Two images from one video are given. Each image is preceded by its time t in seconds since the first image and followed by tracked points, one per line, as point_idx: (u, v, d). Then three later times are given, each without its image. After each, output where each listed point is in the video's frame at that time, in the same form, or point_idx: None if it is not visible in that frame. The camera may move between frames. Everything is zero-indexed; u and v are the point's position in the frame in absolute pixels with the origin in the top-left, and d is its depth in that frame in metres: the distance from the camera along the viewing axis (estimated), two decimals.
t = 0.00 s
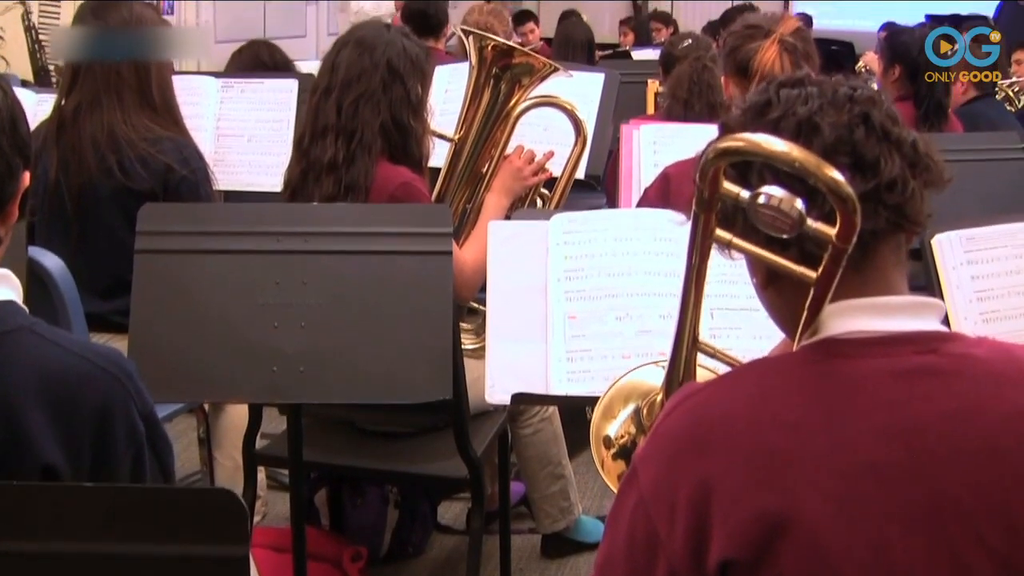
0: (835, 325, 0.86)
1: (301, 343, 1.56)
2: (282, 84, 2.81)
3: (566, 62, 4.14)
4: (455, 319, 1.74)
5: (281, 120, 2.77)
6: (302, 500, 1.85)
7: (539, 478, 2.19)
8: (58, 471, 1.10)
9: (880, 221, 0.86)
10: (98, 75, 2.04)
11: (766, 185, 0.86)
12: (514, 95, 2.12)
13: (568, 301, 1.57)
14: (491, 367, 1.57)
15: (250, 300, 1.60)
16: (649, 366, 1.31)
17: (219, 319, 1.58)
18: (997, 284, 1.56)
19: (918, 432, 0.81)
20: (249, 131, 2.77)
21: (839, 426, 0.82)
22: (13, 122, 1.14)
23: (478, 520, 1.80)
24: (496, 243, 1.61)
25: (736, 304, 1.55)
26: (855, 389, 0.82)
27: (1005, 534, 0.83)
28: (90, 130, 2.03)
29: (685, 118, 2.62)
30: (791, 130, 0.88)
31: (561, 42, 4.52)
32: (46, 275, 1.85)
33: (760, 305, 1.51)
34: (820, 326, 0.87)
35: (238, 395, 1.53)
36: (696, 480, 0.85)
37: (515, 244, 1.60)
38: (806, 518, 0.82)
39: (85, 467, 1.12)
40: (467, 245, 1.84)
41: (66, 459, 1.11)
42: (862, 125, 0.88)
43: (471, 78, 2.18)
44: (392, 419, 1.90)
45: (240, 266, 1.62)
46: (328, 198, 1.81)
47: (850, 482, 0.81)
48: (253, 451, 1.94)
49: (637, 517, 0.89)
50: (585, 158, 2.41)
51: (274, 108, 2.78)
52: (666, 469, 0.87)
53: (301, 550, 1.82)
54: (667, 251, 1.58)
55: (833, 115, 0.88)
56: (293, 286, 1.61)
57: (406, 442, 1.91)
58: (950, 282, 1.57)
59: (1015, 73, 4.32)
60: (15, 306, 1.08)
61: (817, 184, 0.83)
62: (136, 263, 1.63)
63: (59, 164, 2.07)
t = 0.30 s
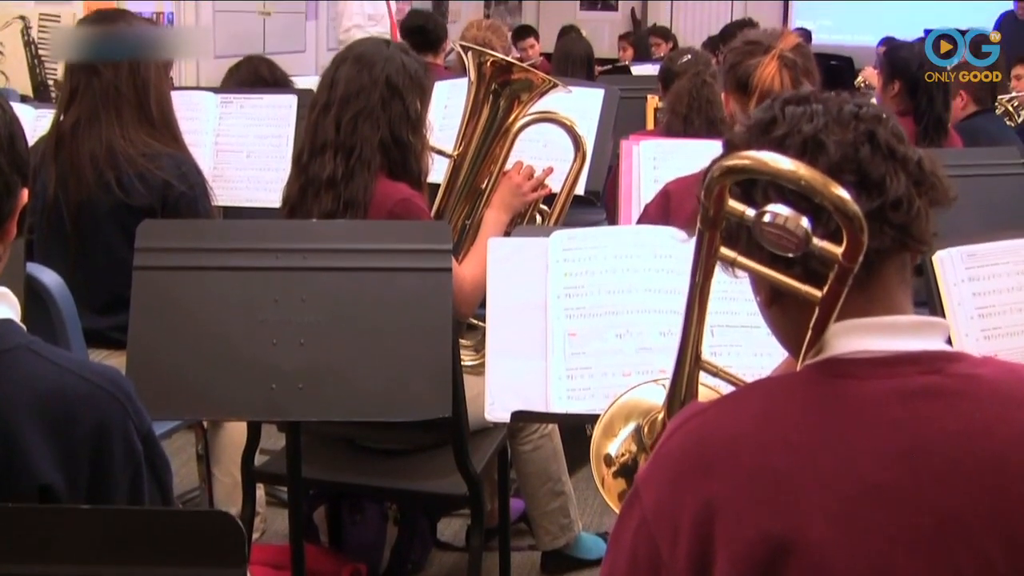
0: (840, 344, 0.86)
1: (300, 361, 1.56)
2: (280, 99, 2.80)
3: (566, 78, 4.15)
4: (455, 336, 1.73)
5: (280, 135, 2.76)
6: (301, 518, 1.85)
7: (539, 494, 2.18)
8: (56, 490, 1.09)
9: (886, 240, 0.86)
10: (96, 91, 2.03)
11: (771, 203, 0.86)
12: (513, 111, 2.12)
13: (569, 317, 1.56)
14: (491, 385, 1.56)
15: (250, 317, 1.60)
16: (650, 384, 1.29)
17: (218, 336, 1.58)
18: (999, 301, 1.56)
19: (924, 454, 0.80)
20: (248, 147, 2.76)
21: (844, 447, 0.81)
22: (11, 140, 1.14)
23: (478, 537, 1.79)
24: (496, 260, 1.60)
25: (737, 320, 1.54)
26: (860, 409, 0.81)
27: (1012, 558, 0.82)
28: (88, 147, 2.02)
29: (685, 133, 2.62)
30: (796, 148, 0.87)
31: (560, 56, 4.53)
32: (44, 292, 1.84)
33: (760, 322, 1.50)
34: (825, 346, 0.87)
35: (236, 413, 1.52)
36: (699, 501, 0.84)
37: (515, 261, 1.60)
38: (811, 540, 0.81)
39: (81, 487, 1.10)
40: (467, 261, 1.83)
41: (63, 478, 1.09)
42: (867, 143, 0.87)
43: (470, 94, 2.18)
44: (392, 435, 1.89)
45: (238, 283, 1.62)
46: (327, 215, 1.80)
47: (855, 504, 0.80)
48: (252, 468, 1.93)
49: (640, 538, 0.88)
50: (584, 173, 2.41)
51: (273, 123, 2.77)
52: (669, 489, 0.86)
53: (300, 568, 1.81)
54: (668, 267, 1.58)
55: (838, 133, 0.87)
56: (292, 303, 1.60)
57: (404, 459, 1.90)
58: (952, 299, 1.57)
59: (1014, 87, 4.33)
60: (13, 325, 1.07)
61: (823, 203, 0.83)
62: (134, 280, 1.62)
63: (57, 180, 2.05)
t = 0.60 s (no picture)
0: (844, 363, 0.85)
1: (299, 377, 1.55)
2: (280, 113, 2.79)
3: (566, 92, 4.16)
4: (455, 351, 1.73)
5: (280, 150, 2.76)
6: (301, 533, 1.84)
7: (539, 510, 2.17)
8: (54, 509, 1.05)
9: (889, 257, 0.85)
10: (96, 105, 2.02)
11: (775, 220, 0.85)
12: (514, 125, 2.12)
13: (569, 333, 1.55)
14: (490, 400, 1.55)
15: (249, 332, 1.59)
16: (650, 402, 1.28)
17: (217, 352, 1.57)
18: (1000, 316, 1.56)
19: (929, 473, 0.79)
20: (247, 161, 2.75)
21: (847, 467, 0.80)
22: (9, 156, 1.13)
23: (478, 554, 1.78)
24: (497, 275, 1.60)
25: (738, 336, 1.53)
26: (865, 429, 0.81)
27: None
28: (88, 161, 2.01)
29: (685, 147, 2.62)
30: (799, 165, 0.87)
31: (560, 70, 4.54)
32: (42, 306, 1.84)
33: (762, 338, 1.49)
34: (828, 364, 0.86)
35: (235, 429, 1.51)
36: (702, 521, 0.83)
37: (515, 277, 1.60)
38: (814, 561, 0.80)
39: (81, 506, 1.07)
40: (467, 275, 1.82)
41: (62, 496, 1.05)
42: (870, 160, 0.87)
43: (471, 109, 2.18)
44: (392, 451, 1.88)
45: (238, 299, 1.61)
46: (327, 230, 1.80)
47: (859, 525, 0.79)
48: (251, 484, 1.92)
49: (643, 559, 0.88)
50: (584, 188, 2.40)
51: (274, 138, 2.76)
52: (672, 509, 0.85)
53: None
54: (669, 283, 1.57)
55: (841, 150, 0.87)
56: (291, 318, 1.60)
57: (404, 474, 1.89)
58: (954, 315, 1.56)
59: (1014, 101, 4.33)
60: (8, 342, 1.04)
61: (827, 220, 0.82)
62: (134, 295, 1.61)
63: (55, 194, 2.03)
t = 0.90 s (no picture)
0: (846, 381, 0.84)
1: (298, 393, 1.55)
2: (280, 127, 2.77)
3: (566, 105, 4.16)
4: (455, 365, 1.72)
5: (279, 164, 2.74)
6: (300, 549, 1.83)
7: (539, 524, 2.16)
8: (51, 529, 1.03)
9: (891, 274, 0.85)
10: (95, 118, 2.01)
11: (776, 238, 0.84)
12: (515, 139, 2.12)
13: (570, 348, 1.55)
14: (491, 416, 1.55)
15: (248, 347, 1.59)
16: (651, 418, 1.28)
17: (216, 367, 1.57)
18: (1003, 331, 1.55)
19: (931, 492, 0.79)
20: (247, 175, 2.73)
21: (848, 488, 0.79)
22: (7, 170, 1.13)
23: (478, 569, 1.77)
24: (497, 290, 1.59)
25: (740, 351, 1.53)
26: (868, 447, 0.80)
27: None
28: (87, 174, 1.99)
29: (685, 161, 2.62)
30: (800, 182, 0.86)
31: (560, 83, 4.54)
32: (42, 320, 1.83)
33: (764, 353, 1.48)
34: (830, 382, 0.85)
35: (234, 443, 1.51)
36: (704, 540, 0.83)
37: (515, 295, 1.60)
38: None
39: (78, 525, 1.05)
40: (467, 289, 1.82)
41: (59, 513, 1.04)
42: (872, 176, 0.86)
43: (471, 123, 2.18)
44: (392, 466, 1.87)
45: (238, 314, 1.61)
46: (327, 244, 1.79)
47: (862, 543, 0.79)
48: (250, 499, 1.91)
49: None
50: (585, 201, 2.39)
51: (273, 151, 2.74)
52: (674, 529, 0.85)
53: None
54: (670, 298, 1.57)
55: (842, 166, 0.86)
56: (291, 333, 1.59)
57: (404, 489, 1.88)
58: (956, 330, 1.55)
59: (1015, 114, 4.35)
60: (7, 360, 1.04)
61: (829, 237, 0.82)
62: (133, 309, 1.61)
63: (54, 208, 2.01)
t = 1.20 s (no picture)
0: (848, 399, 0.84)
1: (297, 408, 1.55)
2: (280, 140, 2.76)
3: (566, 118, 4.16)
4: (455, 380, 1.71)
5: (279, 177, 2.73)
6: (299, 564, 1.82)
7: (539, 539, 2.15)
8: (50, 544, 1.02)
9: (893, 292, 0.84)
10: (94, 132, 2.00)
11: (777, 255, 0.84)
12: (516, 154, 2.13)
13: (570, 363, 1.54)
14: (491, 433, 1.54)
15: (246, 362, 1.58)
16: (654, 439, 1.27)
17: (215, 381, 1.57)
18: (1005, 345, 1.54)
19: (935, 512, 0.78)
20: (246, 188, 2.72)
21: (850, 508, 0.79)
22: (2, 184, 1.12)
23: None
24: (496, 304, 1.58)
25: (742, 366, 1.52)
26: (871, 466, 0.79)
27: None
28: (86, 186, 1.97)
29: (686, 174, 2.61)
30: (801, 199, 0.86)
31: (559, 96, 4.54)
32: (40, 335, 1.82)
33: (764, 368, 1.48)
34: (832, 401, 0.84)
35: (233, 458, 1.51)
36: (706, 561, 0.82)
37: (513, 309, 1.58)
38: None
39: (76, 540, 1.03)
40: (466, 302, 1.81)
41: (57, 529, 1.02)
42: (873, 193, 0.86)
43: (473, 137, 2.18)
44: (392, 480, 1.86)
45: (236, 328, 1.60)
46: (326, 258, 1.79)
47: (866, 565, 0.78)
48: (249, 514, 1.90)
49: None
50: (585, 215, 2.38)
51: (273, 164, 2.74)
52: (676, 549, 0.84)
53: None
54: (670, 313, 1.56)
55: (843, 183, 0.86)
56: (289, 347, 1.59)
57: (403, 503, 1.87)
58: (958, 344, 1.54)
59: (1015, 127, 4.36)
60: (4, 376, 1.03)
61: (830, 254, 0.81)
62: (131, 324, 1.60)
63: (53, 222, 1.99)
